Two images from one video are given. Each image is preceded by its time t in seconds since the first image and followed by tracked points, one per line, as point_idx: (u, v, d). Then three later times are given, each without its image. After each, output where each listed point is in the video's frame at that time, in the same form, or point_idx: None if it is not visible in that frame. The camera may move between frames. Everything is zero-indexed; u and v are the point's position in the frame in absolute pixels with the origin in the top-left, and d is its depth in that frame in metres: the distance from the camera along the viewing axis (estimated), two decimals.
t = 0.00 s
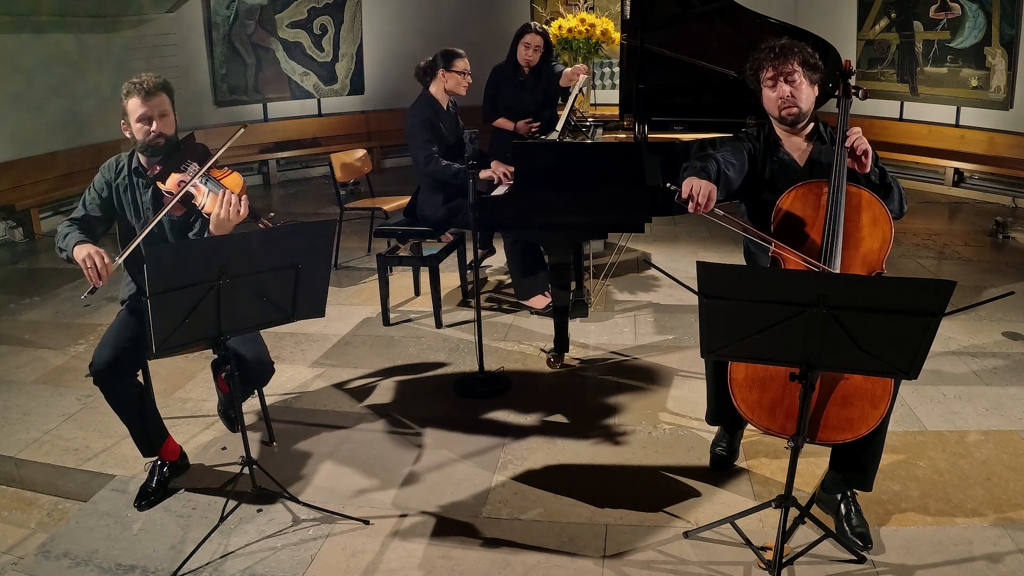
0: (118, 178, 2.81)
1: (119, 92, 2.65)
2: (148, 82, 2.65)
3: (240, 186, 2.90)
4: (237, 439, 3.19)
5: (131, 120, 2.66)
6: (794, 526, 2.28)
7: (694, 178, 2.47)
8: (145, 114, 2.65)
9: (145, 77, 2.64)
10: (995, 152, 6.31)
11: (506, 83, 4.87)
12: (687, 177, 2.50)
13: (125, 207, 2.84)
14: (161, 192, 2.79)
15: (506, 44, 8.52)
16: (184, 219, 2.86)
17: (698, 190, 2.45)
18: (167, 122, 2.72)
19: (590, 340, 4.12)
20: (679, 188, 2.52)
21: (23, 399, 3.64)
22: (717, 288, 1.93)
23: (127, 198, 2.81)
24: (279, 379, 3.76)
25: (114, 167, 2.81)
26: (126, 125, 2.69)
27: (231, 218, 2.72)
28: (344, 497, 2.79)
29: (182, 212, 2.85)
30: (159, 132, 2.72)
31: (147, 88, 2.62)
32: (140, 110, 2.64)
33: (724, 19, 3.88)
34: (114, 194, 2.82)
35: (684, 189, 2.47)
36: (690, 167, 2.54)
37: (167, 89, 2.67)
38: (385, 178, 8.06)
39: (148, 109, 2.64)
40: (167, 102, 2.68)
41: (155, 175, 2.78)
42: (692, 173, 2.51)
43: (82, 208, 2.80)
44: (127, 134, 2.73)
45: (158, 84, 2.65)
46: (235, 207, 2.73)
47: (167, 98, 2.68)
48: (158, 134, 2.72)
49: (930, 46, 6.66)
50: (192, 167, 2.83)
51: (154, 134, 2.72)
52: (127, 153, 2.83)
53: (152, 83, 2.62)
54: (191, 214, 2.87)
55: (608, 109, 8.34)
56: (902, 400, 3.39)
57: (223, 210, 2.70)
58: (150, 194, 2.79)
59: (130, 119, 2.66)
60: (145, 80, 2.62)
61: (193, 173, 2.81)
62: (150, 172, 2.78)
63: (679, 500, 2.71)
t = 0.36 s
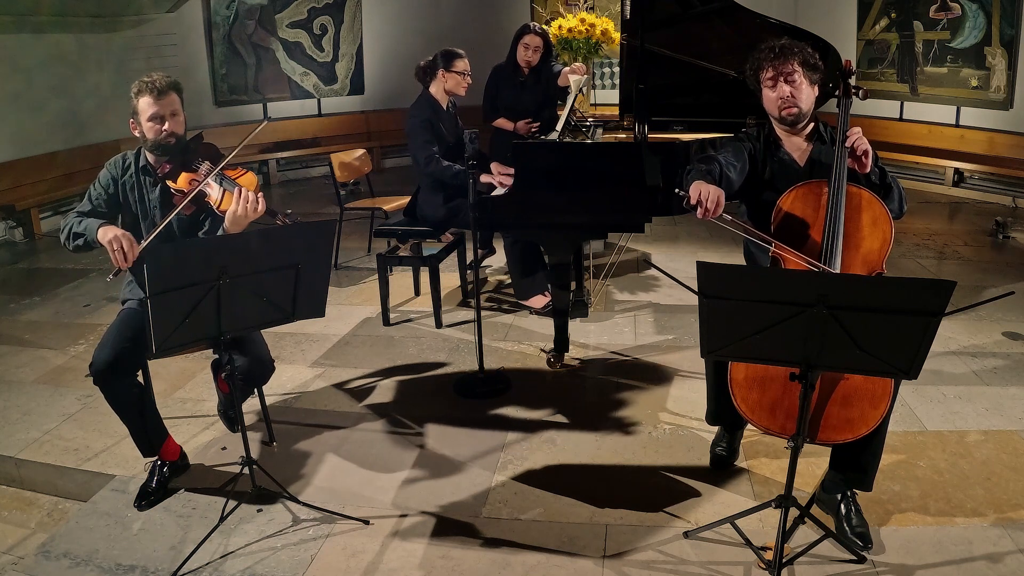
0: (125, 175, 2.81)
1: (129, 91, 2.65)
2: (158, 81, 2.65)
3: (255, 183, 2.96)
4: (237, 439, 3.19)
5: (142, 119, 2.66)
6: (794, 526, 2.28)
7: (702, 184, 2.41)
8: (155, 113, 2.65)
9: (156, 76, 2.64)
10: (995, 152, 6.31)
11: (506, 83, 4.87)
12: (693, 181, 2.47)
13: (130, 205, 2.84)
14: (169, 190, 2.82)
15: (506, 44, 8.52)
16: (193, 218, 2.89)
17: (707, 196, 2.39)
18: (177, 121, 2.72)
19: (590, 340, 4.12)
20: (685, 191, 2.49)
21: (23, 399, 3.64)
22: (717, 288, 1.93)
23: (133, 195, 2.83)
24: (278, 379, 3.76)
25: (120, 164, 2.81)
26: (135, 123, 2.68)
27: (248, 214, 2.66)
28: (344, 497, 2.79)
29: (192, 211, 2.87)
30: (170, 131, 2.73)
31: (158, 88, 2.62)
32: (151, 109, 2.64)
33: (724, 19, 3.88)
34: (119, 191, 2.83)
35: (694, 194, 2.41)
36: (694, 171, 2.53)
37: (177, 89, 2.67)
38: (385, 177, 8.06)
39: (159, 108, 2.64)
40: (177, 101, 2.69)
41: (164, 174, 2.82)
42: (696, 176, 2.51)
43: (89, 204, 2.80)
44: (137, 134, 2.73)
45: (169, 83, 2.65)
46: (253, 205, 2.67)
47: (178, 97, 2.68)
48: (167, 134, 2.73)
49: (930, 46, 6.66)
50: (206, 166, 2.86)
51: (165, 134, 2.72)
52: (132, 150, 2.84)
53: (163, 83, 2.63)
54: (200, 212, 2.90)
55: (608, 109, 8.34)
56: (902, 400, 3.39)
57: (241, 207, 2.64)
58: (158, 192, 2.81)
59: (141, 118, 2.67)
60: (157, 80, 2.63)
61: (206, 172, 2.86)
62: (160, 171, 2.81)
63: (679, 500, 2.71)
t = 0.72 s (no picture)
0: (131, 173, 2.81)
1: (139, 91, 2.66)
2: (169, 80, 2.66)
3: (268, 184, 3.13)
4: (237, 439, 3.19)
5: (153, 117, 2.68)
6: (794, 526, 2.28)
7: (712, 189, 2.39)
8: (166, 112, 2.67)
9: (167, 75, 2.65)
10: (995, 152, 6.31)
11: (506, 84, 4.87)
12: (700, 185, 2.44)
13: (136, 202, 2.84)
14: (177, 189, 2.84)
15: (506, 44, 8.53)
16: (202, 218, 2.90)
17: (716, 201, 2.37)
18: (188, 120, 2.75)
19: (590, 340, 4.12)
20: (692, 194, 2.46)
21: (23, 399, 3.64)
22: (717, 288, 1.93)
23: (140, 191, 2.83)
24: (278, 379, 3.76)
25: (128, 161, 2.81)
26: (146, 122, 2.70)
27: (262, 213, 2.65)
28: (344, 496, 2.79)
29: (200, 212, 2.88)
30: (181, 130, 2.75)
31: (171, 87, 2.63)
32: (162, 108, 2.65)
33: (724, 19, 3.88)
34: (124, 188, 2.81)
35: (703, 198, 2.39)
36: (702, 174, 2.51)
37: (188, 89, 2.69)
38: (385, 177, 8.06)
39: (170, 107, 2.66)
40: (188, 101, 2.70)
41: (173, 173, 2.83)
42: (703, 178, 2.49)
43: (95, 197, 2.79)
44: (148, 133, 2.74)
45: (181, 83, 2.66)
46: (267, 204, 2.65)
47: (188, 96, 2.69)
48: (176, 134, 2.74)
49: (930, 46, 6.67)
50: (217, 166, 2.89)
51: (176, 133, 2.74)
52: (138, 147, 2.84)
53: (174, 82, 2.63)
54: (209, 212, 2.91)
55: (608, 109, 8.34)
56: (902, 400, 3.39)
57: (254, 206, 2.63)
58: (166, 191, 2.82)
59: (151, 117, 2.68)
60: (168, 79, 2.64)
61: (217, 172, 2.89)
62: (169, 170, 2.82)
63: (679, 500, 2.71)
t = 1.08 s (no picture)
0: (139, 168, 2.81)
1: (148, 91, 2.64)
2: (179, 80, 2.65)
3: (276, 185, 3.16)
4: (237, 439, 3.19)
5: (163, 117, 2.67)
6: (794, 526, 2.28)
7: (727, 197, 2.36)
8: (175, 112, 2.66)
9: (177, 75, 2.64)
10: (995, 152, 6.31)
11: (506, 83, 4.87)
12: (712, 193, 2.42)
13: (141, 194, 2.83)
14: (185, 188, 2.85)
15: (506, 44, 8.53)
16: (209, 218, 2.91)
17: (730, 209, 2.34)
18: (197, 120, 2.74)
19: (590, 340, 4.12)
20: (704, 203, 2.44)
21: (23, 399, 3.64)
22: (717, 288, 1.93)
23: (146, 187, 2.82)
24: (278, 379, 3.76)
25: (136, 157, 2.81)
26: (155, 122, 2.69)
27: (275, 212, 2.68)
28: (344, 497, 2.79)
29: (207, 210, 2.89)
30: (192, 130, 2.75)
31: (181, 87, 2.63)
32: (172, 108, 2.65)
33: (724, 19, 3.88)
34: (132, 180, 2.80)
35: (716, 207, 2.36)
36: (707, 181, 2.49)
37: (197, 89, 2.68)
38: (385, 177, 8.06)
39: (181, 107, 2.65)
40: (197, 102, 2.70)
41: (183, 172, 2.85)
42: (716, 185, 2.47)
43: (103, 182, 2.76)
44: (156, 132, 2.73)
45: (191, 84, 2.66)
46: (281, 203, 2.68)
47: (197, 96, 2.69)
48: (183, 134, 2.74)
49: (930, 46, 6.67)
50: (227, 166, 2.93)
51: (186, 133, 2.74)
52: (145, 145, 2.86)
53: (185, 82, 2.64)
54: (216, 211, 2.92)
55: (608, 109, 8.34)
56: (902, 400, 3.39)
57: (268, 204, 2.66)
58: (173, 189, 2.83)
59: (161, 116, 2.67)
60: (178, 78, 2.63)
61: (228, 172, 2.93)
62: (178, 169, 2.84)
63: (679, 500, 2.71)
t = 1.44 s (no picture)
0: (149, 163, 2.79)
1: (156, 91, 2.64)
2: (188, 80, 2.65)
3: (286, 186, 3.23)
4: (237, 439, 3.19)
5: (172, 118, 2.67)
6: (794, 526, 2.28)
7: (752, 212, 2.34)
8: (185, 113, 2.67)
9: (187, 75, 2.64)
10: (995, 152, 6.31)
11: (506, 83, 4.87)
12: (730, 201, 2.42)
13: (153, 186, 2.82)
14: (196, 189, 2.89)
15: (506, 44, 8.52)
16: (219, 217, 2.94)
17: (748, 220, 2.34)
18: (205, 121, 2.75)
19: (590, 340, 4.12)
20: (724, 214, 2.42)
21: (24, 399, 3.64)
22: (717, 287, 1.93)
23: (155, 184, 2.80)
24: (278, 379, 3.76)
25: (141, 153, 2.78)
26: (164, 122, 2.70)
27: (286, 212, 2.72)
28: (344, 497, 2.79)
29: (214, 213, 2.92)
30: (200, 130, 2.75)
31: (192, 88, 2.63)
32: (181, 109, 2.65)
33: (724, 19, 3.88)
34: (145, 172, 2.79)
35: (735, 217, 2.35)
36: (719, 188, 2.49)
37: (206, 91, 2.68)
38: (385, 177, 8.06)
39: (190, 108, 2.66)
40: (205, 103, 2.70)
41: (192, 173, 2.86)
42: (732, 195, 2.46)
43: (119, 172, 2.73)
44: (165, 133, 2.74)
45: (200, 86, 2.66)
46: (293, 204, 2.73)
47: (207, 97, 2.70)
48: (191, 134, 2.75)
49: (930, 46, 6.66)
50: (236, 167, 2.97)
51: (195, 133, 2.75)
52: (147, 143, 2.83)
53: (196, 84, 2.63)
54: (222, 214, 2.95)
55: (608, 109, 8.34)
56: (902, 400, 3.39)
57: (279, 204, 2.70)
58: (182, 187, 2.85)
59: (171, 117, 2.68)
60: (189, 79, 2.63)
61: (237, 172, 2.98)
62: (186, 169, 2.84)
63: (679, 500, 2.71)
